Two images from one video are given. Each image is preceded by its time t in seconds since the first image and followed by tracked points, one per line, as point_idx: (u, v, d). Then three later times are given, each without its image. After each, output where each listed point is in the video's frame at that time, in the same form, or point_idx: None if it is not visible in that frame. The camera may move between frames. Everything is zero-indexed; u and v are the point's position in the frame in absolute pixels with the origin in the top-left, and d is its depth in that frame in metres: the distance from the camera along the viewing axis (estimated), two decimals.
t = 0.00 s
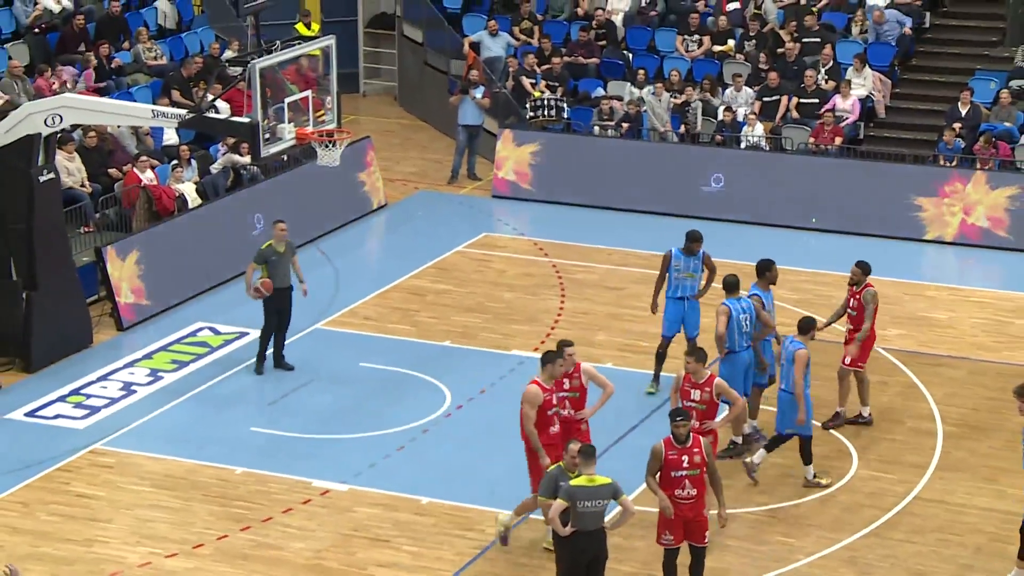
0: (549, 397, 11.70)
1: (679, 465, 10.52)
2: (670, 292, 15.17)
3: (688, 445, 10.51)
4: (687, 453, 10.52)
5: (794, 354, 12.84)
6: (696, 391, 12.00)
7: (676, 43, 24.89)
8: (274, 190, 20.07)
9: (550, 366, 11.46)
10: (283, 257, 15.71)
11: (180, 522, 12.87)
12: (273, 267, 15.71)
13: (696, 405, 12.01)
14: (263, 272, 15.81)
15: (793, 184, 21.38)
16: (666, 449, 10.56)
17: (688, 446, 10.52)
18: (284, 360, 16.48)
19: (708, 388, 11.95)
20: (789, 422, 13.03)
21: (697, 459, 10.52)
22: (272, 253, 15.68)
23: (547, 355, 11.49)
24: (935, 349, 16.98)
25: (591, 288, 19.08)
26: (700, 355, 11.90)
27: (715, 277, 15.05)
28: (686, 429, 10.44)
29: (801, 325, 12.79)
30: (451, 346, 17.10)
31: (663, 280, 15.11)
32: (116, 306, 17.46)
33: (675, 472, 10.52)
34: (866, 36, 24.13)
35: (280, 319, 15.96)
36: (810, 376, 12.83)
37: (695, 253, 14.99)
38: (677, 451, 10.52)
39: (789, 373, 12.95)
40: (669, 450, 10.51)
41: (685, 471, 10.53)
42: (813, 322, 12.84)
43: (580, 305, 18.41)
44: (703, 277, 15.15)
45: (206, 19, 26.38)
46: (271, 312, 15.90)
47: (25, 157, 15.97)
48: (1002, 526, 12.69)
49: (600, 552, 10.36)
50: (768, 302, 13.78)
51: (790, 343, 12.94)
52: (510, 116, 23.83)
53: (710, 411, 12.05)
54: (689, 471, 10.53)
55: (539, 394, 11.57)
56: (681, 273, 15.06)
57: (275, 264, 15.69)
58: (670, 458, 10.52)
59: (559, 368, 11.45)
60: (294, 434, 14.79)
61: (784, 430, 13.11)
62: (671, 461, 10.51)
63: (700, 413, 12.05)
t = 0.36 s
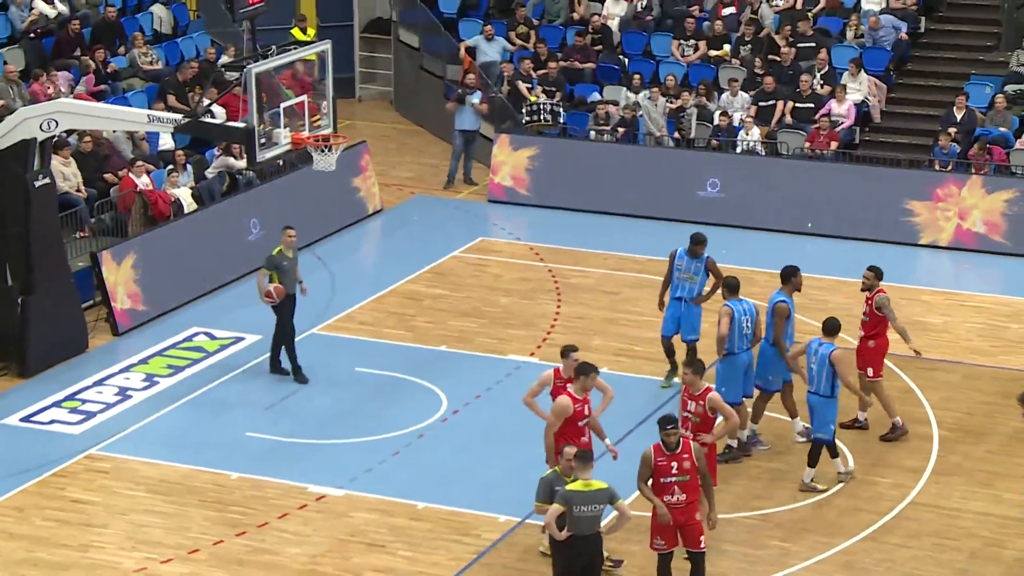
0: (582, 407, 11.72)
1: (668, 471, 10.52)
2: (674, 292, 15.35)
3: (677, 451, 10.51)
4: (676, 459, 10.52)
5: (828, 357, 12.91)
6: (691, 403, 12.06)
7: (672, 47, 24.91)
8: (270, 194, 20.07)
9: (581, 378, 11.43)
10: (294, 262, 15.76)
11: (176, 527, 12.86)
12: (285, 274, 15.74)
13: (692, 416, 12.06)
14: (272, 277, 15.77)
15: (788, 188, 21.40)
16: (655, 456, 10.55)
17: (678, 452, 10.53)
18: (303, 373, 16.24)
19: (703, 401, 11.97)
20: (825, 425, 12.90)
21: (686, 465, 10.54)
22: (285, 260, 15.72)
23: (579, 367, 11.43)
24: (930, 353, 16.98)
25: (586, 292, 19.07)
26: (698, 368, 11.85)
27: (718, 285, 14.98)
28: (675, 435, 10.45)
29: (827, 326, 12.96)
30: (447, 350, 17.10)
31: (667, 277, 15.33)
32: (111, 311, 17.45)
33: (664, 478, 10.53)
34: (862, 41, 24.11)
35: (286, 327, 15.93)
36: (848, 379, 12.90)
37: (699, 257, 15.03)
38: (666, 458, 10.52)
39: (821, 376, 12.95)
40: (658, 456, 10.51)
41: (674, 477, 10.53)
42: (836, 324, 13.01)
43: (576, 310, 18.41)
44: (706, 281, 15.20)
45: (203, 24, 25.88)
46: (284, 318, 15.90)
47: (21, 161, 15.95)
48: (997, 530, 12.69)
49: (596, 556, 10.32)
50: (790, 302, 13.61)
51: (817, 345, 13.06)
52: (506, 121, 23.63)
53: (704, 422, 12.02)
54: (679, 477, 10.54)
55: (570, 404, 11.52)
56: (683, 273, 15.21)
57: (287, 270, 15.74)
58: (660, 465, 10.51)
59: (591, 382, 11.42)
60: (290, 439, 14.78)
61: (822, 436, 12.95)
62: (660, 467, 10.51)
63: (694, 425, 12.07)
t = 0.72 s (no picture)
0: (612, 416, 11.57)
1: (661, 474, 10.54)
2: (673, 294, 15.34)
3: (671, 455, 10.53)
4: (669, 464, 10.53)
5: (855, 354, 13.00)
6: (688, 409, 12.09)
7: (664, 51, 24.95)
8: (262, 197, 20.07)
9: (608, 390, 11.35)
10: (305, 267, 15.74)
11: (168, 531, 12.85)
12: (296, 279, 15.70)
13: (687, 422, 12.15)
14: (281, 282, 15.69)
15: (781, 192, 21.42)
16: (650, 458, 10.60)
17: (672, 456, 10.55)
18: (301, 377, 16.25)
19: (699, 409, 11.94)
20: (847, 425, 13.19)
21: (679, 471, 10.51)
22: (295, 265, 15.69)
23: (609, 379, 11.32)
24: (922, 357, 17.01)
25: (579, 296, 19.08)
26: (701, 376, 11.70)
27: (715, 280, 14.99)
28: (670, 439, 10.50)
29: (842, 325, 13.04)
30: (440, 354, 17.11)
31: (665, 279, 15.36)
32: (103, 315, 17.43)
33: (657, 481, 10.54)
34: (854, 45, 24.13)
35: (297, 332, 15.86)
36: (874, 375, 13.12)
37: (693, 254, 15.16)
38: (659, 461, 10.55)
39: (849, 374, 13.08)
40: (652, 458, 10.56)
41: (666, 481, 10.54)
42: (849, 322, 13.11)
43: (569, 314, 18.43)
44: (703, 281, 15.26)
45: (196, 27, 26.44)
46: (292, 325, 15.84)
47: (13, 166, 15.93)
48: (990, 533, 12.71)
49: (589, 559, 10.33)
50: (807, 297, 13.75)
51: (835, 345, 13.08)
52: (498, 124, 23.89)
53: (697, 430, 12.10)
54: (671, 481, 10.52)
55: (603, 410, 11.47)
56: (679, 273, 15.27)
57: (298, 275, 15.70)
58: (653, 468, 10.55)
59: (617, 394, 11.37)
60: (283, 443, 14.78)
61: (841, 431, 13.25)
62: (653, 470, 10.55)
63: (689, 430, 12.16)
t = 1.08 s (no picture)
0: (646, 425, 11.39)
1: (664, 477, 10.58)
2: (678, 295, 15.43)
3: (675, 458, 10.53)
4: (672, 467, 10.54)
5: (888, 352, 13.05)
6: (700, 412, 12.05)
7: (658, 54, 24.96)
8: (255, 200, 20.07)
9: (642, 396, 11.27)
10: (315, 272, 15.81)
11: (162, 535, 12.83)
12: (305, 284, 15.76)
13: (699, 426, 12.10)
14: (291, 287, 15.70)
15: (774, 194, 21.43)
16: (657, 460, 10.64)
17: (677, 460, 10.53)
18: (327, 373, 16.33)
19: (711, 410, 11.95)
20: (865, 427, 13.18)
21: (682, 475, 10.52)
22: (305, 270, 15.74)
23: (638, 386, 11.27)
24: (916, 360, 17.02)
25: (573, 299, 19.08)
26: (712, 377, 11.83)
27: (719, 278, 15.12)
28: (672, 446, 10.46)
29: (868, 327, 13.02)
30: (434, 357, 17.10)
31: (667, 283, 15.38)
32: (97, 319, 17.41)
33: (660, 484, 10.60)
34: (847, 49, 24.15)
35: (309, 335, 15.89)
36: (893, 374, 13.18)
37: (692, 255, 15.23)
38: (664, 463, 10.57)
39: (870, 374, 13.08)
40: (658, 460, 10.58)
41: (669, 484, 10.58)
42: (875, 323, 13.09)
43: (563, 317, 18.42)
44: (705, 280, 15.37)
45: (190, 31, 26.46)
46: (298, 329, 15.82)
47: (6, 169, 15.92)
48: (984, 536, 12.72)
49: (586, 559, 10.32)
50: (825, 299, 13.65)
51: (865, 346, 13.04)
52: (492, 128, 24.00)
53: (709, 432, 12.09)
54: (673, 485, 10.57)
55: (639, 423, 11.19)
56: (681, 276, 15.32)
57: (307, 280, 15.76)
58: (657, 470, 10.60)
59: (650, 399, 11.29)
60: (277, 446, 14.77)
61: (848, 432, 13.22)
62: (657, 471, 10.59)
63: (700, 434, 12.11)
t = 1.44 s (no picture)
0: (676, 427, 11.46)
1: (669, 481, 10.60)
2: (684, 295, 15.50)
3: (680, 464, 10.52)
4: (677, 472, 10.55)
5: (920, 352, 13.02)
6: (712, 413, 11.91)
7: (654, 56, 24.98)
8: (251, 202, 20.07)
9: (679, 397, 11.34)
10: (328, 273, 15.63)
11: (158, 537, 12.84)
12: (319, 284, 15.59)
13: (713, 425, 11.93)
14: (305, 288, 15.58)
15: (770, 196, 21.44)
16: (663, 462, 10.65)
17: (682, 466, 10.53)
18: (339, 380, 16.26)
19: (723, 409, 11.84)
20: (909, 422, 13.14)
21: (686, 480, 10.52)
22: (318, 271, 15.59)
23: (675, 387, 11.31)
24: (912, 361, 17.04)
25: (569, 301, 19.10)
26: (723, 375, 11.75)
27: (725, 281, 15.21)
28: (679, 453, 10.45)
29: (900, 326, 12.98)
30: (430, 358, 17.11)
31: (673, 282, 15.51)
32: (93, 321, 17.41)
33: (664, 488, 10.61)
34: (842, 50, 24.17)
35: (320, 335, 15.79)
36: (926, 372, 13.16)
37: (700, 255, 15.29)
38: (670, 467, 10.58)
39: (909, 374, 13.00)
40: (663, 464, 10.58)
41: (673, 489, 10.59)
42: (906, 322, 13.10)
43: (559, 318, 18.44)
44: (711, 281, 15.43)
45: (186, 33, 26.51)
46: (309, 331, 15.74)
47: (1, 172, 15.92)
48: (980, 538, 12.73)
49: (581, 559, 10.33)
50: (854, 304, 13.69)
51: (904, 346, 12.97)
52: (488, 129, 24.12)
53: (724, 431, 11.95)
54: (677, 490, 10.58)
55: (672, 423, 11.31)
56: (688, 274, 15.42)
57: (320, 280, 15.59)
58: (663, 473, 10.62)
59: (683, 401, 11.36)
60: (272, 448, 14.77)
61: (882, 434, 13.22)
62: (662, 475, 10.61)
63: (714, 434, 11.96)
